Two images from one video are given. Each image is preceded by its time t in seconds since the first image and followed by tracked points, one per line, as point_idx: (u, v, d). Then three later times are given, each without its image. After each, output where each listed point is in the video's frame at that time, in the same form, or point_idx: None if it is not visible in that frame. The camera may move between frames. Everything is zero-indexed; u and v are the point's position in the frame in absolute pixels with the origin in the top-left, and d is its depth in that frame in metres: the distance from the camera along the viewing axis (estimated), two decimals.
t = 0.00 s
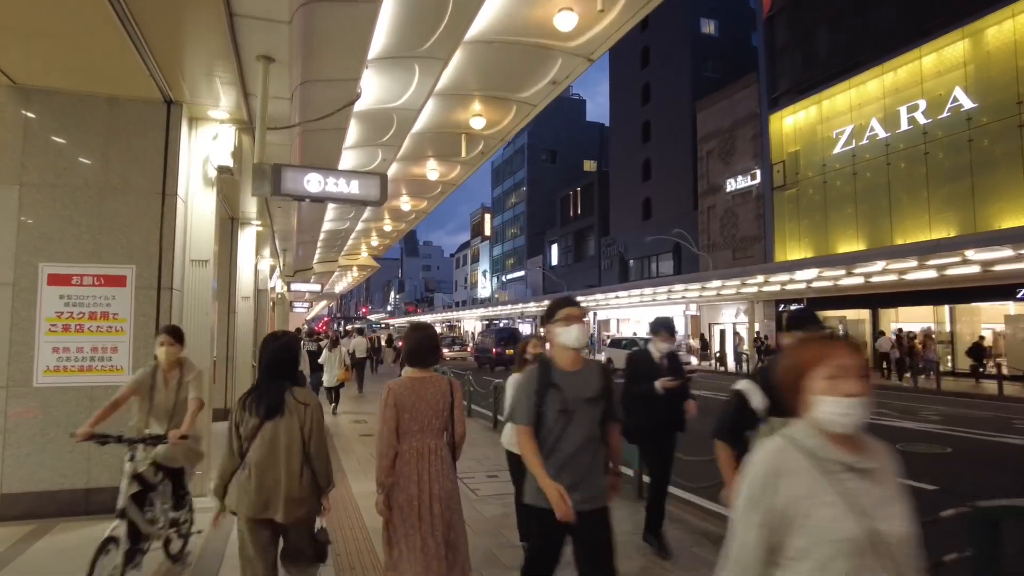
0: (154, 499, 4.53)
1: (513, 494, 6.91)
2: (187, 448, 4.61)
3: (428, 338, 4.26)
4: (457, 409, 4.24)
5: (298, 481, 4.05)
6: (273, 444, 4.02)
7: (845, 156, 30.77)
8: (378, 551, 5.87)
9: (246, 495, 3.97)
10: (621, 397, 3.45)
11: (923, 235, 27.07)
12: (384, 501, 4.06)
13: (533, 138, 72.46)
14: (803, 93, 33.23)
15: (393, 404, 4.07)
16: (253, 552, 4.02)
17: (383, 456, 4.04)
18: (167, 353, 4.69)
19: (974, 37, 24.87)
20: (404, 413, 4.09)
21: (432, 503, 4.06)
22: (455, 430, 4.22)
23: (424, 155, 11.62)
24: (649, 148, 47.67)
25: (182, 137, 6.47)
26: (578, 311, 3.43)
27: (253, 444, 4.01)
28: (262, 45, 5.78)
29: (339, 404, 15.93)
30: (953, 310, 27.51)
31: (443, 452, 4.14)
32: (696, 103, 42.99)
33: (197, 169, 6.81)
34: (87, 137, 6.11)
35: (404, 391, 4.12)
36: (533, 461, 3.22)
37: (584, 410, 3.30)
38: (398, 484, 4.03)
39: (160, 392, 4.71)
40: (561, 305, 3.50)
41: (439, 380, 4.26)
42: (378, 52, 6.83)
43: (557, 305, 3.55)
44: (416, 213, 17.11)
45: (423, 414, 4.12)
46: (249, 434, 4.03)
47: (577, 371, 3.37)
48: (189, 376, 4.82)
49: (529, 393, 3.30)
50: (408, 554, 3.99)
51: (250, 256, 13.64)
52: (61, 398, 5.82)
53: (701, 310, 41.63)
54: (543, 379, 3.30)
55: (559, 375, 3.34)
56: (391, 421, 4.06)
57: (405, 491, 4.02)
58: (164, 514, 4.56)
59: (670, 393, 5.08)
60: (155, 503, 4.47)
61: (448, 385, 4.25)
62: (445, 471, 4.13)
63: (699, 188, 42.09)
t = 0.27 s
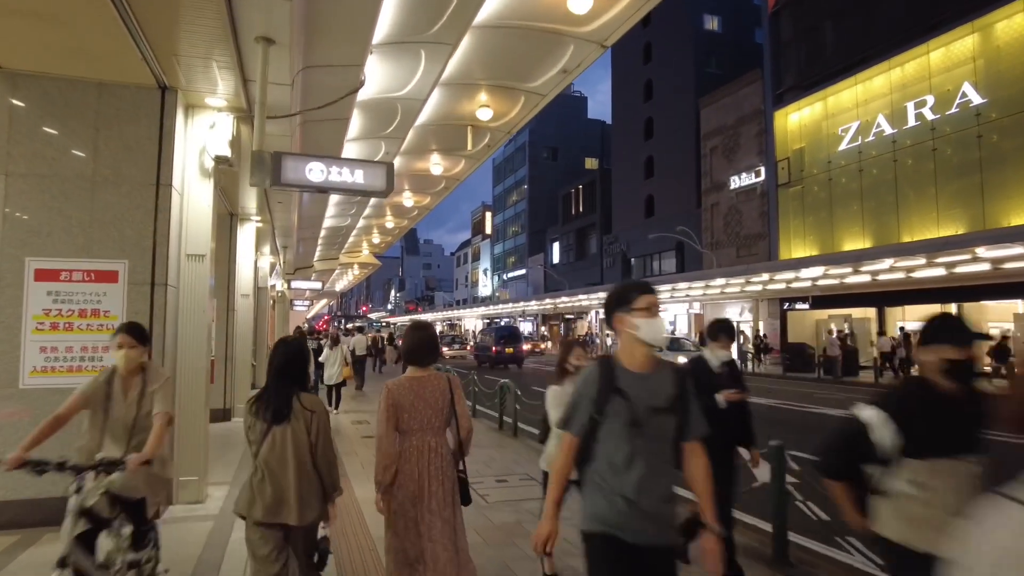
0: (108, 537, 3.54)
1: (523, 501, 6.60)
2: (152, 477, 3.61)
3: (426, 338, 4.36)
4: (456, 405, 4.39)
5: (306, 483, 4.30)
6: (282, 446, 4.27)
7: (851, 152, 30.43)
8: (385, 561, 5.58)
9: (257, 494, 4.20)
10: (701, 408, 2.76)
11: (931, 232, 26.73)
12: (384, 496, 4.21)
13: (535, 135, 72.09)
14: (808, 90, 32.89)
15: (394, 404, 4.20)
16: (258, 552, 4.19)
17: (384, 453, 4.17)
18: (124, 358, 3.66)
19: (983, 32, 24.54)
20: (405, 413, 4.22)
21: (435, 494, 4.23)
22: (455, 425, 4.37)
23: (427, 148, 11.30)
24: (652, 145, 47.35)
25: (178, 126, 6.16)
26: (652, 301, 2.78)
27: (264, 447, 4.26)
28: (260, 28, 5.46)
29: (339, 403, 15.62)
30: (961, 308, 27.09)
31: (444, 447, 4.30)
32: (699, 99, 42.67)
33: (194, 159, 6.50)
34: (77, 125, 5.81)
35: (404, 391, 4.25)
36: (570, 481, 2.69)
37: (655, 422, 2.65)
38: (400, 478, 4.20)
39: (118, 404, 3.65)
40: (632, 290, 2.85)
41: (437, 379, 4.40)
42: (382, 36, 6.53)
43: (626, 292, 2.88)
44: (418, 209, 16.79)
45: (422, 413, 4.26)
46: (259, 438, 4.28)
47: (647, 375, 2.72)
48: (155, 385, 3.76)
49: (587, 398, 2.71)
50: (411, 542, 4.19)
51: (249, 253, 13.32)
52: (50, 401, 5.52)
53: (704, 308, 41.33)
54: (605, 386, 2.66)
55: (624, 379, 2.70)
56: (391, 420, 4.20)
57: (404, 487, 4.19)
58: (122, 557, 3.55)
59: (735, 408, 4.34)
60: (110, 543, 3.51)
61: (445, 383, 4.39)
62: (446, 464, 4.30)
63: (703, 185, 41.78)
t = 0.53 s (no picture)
0: None
1: (531, 509, 6.29)
2: (96, 519, 2.99)
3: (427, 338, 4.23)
4: (457, 406, 4.20)
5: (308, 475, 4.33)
6: (287, 440, 4.29)
7: (855, 150, 30.10)
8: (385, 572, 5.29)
9: (264, 487, 4.24)
10: (800, 434, 2.14)
11: (937, 231, 26.43)
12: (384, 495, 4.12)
13: (535, 134, 71.80)
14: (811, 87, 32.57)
15: (391, 403, 4.09)
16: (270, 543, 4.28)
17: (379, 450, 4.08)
18: (60, 367, 3.05)
19: (991, 28, 24.21)
20: (401, 413, 4.09)
21: (432, 499, 4.05)
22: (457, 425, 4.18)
23: (429, 142, 10.99)
24: (654, 142, 47.04)
25: (168, 114, 5.85)
26: (734, 306, 2.16)
27: (265, 440, 4.27)
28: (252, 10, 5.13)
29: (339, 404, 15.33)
30: (967, 307, 26.77)
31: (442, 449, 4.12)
32: (701, 97, 42.36)
33: (186, 150, 6.21)
34: (61, 113, 5.50)
35: (401, 390, 4.13)
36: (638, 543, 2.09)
37: (741, 465, 2.02)
38: (397, 479, 4.06)
39: (53, 424, 3.04)
40: (707, 290, 2.20)
41: (438, 378, 4.24)
42: (383, 22, 6.23)
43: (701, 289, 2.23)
44: (418, 206, 16.47)
45: (419, 413, 4.10)
46: (262, 432, 4.30)
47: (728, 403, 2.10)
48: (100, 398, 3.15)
49: (649, 436, 2.09)
50: (412, 546, 3.99)
51: (245, 250, 13.01)
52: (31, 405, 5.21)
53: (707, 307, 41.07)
54: (674, 423, 2.04)
55: (698, 411, 2.08)
56: (388, 419, 4.09)
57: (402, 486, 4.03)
58: None
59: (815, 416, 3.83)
60: None
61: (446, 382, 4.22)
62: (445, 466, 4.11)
63: (705, 183, 41.51)
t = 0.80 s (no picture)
0: None
1: (536, 515, 5.96)
2: None
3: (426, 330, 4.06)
4: (455, 401, 4.01)
5: (290, 476, 4.02)
6: (267, 437, 4.00)
7: (857, 145, 29.77)
8: None
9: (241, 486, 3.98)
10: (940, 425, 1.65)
11: (941, 226, 26.13)
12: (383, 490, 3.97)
13: (533, 131, 71.52)
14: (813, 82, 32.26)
15: (388, 395, 3.93)
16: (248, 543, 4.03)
17: (375, 443, 3.94)
18: None
19: (995, 21, 23.95)
20: (398, 405, 3.91)
21: (427, 495, 3.88)
22: (454, 421, 4.00)
23: (426, 134, 10.68)
24: (653, 139, 46.80)
25: (149, 96, 5.49)
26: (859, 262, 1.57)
27: (247, 436, 3.98)
28: None
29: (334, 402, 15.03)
30: (971, 304, 26.45)
31: (439, 445, 3.93)
32: (701, 93, 42.12)
33: (169, 136, 5.86)
34: (33, 94, 5.15)
35: (399, 383, 3.95)
36: None
37: (879, 490, 1.50)
38: (392, 474, 3.88)
39: None
40: (821, 244, 1.59)
41: (436, 371, 4.05)
42: None
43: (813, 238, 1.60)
44: (417, 201, 16.15)
45: (416, 406, 3.91)
46: (242, 428, 4.00)
47: (851, 402, 1.57)
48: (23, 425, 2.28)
49: (749, 448, 1.47)
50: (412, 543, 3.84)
51: (238, 245, 12.66)
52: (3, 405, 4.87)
53: (707, 304, 40.83)
54: (788, 434, 1.45)
55: (814, 413, 1.51)
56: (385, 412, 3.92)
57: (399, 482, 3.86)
58: None
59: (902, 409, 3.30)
60: None
61: (444, 376, 4.03)
62: (441, 463, 3.93)
63: (705, 179, 41.28)
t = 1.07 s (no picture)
0: None
1: (539, 526, 5.65)
2: None
3: (418, 331, 3.99)
4: (447, 403, 4.00)
5: (271, 476, 3.86)
6: (251, 435, 3.85)
7: (858, 143, 29.51)
8: None
9: (224, 486, 3.82)
10: None
11: (943, 224, 25.91)
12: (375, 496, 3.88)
13: (531, 129, 71.22)
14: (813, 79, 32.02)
15: (383, 397, 3.84)
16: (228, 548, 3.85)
17: (371, 447, 3.81)
18: None
19: (998, 17, 23.73)
20: (394, 407, 3.85)
21: (422, 497, 3.88)
22: (445, 423, 3.98)
23: (422, 128, 10.36)
24: (652, 137, 46.56)
25: (127, 82, 5.13)
26: None
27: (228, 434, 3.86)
28: None
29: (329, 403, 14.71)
30: (972, 303, 26.14)
31: (433, 447, 3.91)
32: (700, 91, 41.86)
33: (150, 126, 5.50)
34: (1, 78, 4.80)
35: (394, 385, 3.88)
36: None
37: None
38: (387, 476, 3.84)
39: None
40: None
41: (428, 374, 4.02)
42: None
43: None
44: (414, 199, 15.83)
45: (411, 409, 3.87)
46: (224, 425, 3.88)
47: None
48: None
49: None
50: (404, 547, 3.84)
51: (229, 243, 12.30)
52: None
53: (706, 304, 40.59)
54: None
55: None
56: (380, 414, 3.83)
57: (394, 487, 3.83)
58: None
59: None
60: None
61: (437, 379, 4.00)
62: (434, 465, 3.93)
63: (705, 177, 41.07)
